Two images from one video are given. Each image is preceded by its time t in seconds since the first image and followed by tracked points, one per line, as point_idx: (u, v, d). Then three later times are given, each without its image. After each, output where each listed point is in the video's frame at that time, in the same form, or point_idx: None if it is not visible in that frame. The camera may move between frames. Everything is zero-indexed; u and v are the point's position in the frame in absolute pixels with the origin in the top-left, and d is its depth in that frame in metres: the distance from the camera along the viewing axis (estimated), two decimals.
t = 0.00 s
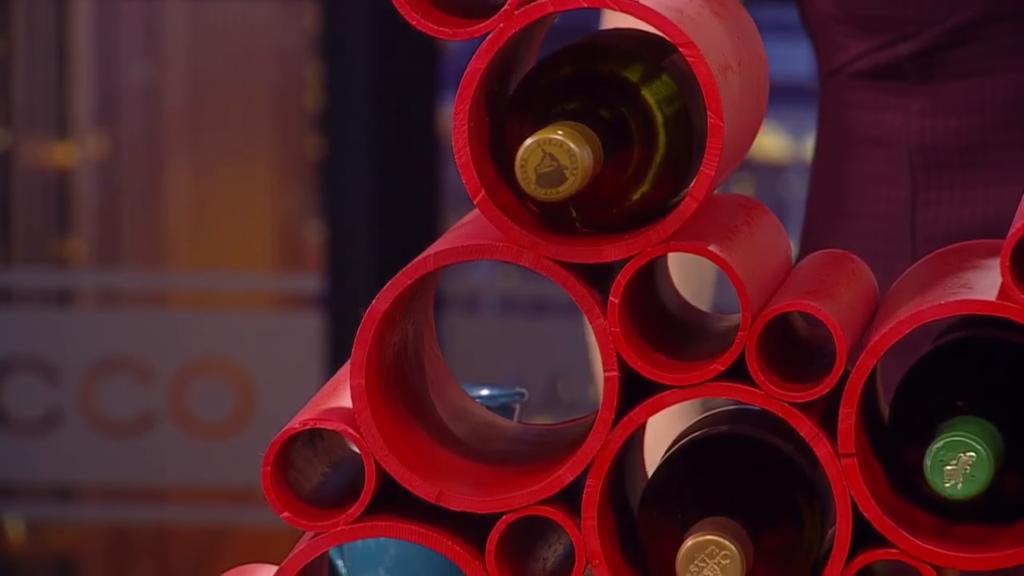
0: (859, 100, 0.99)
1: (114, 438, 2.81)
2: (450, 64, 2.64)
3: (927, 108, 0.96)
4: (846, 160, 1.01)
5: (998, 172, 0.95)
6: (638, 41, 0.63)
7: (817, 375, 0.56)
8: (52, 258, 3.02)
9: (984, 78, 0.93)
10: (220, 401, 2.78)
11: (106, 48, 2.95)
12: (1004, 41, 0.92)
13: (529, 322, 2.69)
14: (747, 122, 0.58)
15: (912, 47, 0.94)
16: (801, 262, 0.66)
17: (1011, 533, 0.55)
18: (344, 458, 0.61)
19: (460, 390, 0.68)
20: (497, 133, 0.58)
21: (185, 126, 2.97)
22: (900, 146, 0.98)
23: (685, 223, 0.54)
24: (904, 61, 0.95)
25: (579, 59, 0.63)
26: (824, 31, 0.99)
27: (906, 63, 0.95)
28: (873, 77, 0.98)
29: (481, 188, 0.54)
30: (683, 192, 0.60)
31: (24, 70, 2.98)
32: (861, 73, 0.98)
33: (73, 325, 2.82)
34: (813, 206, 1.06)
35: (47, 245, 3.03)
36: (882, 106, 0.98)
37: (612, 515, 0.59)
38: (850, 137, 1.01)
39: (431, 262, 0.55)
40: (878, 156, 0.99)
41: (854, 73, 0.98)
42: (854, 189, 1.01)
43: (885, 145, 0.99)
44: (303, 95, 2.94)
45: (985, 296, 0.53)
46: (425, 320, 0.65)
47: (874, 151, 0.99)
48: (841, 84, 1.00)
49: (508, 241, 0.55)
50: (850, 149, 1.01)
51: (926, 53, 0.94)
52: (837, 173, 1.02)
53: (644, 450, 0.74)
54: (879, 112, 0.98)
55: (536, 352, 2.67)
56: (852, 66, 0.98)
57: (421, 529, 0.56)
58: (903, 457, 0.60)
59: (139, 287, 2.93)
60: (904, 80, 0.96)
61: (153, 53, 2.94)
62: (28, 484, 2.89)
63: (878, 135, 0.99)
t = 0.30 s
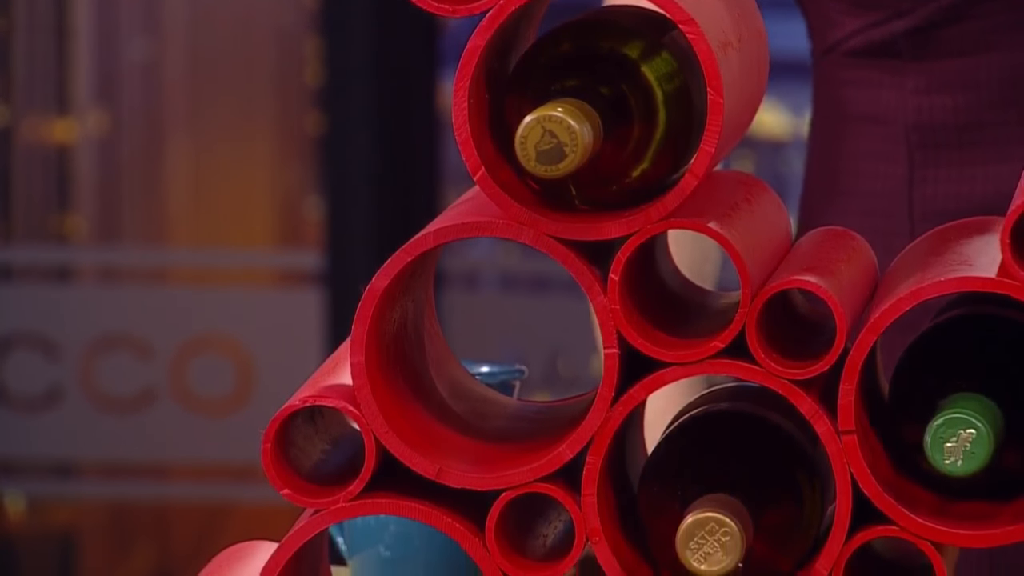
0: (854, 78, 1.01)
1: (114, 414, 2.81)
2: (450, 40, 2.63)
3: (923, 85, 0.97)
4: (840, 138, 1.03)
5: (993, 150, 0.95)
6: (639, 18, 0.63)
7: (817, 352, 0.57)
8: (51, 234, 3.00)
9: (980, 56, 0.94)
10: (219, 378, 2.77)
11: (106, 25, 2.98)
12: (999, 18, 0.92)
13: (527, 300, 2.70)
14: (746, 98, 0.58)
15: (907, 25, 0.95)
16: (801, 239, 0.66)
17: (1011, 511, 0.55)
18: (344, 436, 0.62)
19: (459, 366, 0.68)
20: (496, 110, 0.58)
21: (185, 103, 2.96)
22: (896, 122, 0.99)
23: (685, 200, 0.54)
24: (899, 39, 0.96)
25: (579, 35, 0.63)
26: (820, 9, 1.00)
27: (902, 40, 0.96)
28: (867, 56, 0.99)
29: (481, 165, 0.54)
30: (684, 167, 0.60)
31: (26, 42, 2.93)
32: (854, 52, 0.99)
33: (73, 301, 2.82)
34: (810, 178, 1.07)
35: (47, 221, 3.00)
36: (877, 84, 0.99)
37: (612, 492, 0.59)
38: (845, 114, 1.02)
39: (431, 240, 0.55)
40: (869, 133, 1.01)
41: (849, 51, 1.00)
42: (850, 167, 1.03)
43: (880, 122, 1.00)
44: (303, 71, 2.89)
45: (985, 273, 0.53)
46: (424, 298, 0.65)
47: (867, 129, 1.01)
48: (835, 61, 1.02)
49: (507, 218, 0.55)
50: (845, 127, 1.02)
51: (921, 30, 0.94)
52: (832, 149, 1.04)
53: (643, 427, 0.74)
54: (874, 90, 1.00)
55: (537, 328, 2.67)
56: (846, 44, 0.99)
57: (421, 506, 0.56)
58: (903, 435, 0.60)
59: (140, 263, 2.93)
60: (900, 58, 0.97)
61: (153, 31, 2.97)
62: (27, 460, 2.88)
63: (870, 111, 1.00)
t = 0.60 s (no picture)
0: (850, 56, 1.04)
1: (114, 391, 2.81)
2: (450, 17, 2.64)
3: (919, 63, 1.01)
4: (835, 116, 1.06)
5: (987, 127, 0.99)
6: None
7: (817, 328, 0.57)
8: (51, 211, 2.97)
9: (975, 33, 0.97)
10: (219, 354, 2.77)
11: None
12: None
13: (528, 278, 2.68)
14: (746, 74, 0.58)
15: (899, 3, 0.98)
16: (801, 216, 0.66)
17: (1011, 488, 0.55)
18: (343, 412, 0.62)
19: (459, 344, 0.68)
20: (496, 86, 0.58)
21: (184, 79, 2.94)
22: (891, 100, 1.03)
23: (685, 176, 0.54)
24: (893, 17, 1.00)
25: (579, 12, 0.63)
26: None
27: (895, 19, 1.00)
28: (863, 33, 1.02)
29: (480, 141, 0.54)
30: (684, 142, 0.59)
31: (26, 11, 2.94)
32: (851, 29, 1.03)
33: (74, 277, 2.82)
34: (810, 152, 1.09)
35: (47, 199, 2.98)
36: (873, 62, 1.03)
37: (612, 468, 0.59)
38: (835, 93, 1.06)
39: (431, 216, 0.55)
40: (863, 111, 1.05)
41: (846, 28, 1.03)
42: (845, 143, 1.06)
43: (874, 100, 1.04)
44: (303, 49, 2.93)
45: (985, 250, 0.53)
46: (424, 274, 0.65)
47: (857, 106, 1.05)
48: (832, 39, 1.04)
49: (508, 194, 0.55)
50: (838, 106, 1.06)
51: (915, 8, 0.98)
52: (828, 126, 1.06)
53: (643, 404, 0.74)
54: (870, 67, 1.03)
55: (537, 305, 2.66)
56: (843, 21, 1.02)
57: (420, 482, 0.56)
58: (903, 411, 0.60)
59: (139, 239, 2.90)
60: (892, 36, 1.02)
61: (153, 6, 2.98)
62: (26, 437, 2.87)
63: (866, 88, 1.04)
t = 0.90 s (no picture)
0: (851, 34, 1.06)
1: (115, 366, 2.81)
2: None
3: (918, 40, 1.04)
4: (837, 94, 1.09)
5: (986, 102, 1.02)
6: None
7: (817, 305, 0.57)
8: (51, 185, 2.99)
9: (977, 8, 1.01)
10: (219, 329, 2.77)
11: None
12: None
13: (527, 254, 2.61)
14: (747, 50, 0.58)
15: None
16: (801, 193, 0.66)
17: (1011, 464, 0.55)
18: (344, 388, 0.62)
19: (459, 320, 0.68)
20: (497, 63, 0.58)
21: (185, 54, 2.91)
22: (890, 79, 1.05)
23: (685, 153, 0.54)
24: None
25: None
26: None
27: None
28: (864, 9, 1.05)
29: (481, 118, 0.54)
30: (684, 119, 0.59)
31: None
32: (853, 7, 1.05)
33: (73, 253, 2.82)
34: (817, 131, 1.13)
35: (46, 173, 2.99)
36: (875, 38, 1.05)
37: (612, 444, 0.60)
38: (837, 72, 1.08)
39: (431, 192, 0.55)
40: (863, 88, 1.07)
41: (847, 6, 1.05)
42: (848, 124, 1.08)
43: (874, 78, 1.06)
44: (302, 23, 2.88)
45: (985, 226, 0.53)
46: (425, 251, 0.65)
47: (858, 86, 1.07)
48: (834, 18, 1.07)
49: (507, 171, 0.55)
50: (840, 85, 1.08)
51: None
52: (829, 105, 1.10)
53: (644, 380, 0.74)
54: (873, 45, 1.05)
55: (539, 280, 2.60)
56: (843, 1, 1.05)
57: (421, 459, 0.56)
58: (903, 387, 0.60)
59: (140, 216, 2.90)
60: (893, 11, 1.04)
61: None
62: (27, 414, 2.89)
63: (868, 68, 1.06)
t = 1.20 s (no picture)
0: None
1: (115, 343, 2.81)
2: None
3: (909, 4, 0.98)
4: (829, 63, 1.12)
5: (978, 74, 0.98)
6: None
7: (817, 282, 0.57)
8: (51, 162, 2.95)
9: None
10: (220, 304, 2.75)
11: None
12: None
13: (526, 232, 2.59)
14: (746, 27, 0.57)
15: None
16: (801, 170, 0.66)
17: (1011, 441, 0.55)
18: (344, 365, 0.62)
19: (460, 297, 0.68)
20: (497, 41, 0.57)
21: (185, 30, 2.93)
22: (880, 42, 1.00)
23: (685, 130, 0.54)
24: None
25: None
26: None
27: None
28: None
29: (481, 95, 0.54)
30: (685, 97, 0.59)
31: None
32: None
33: (73, 231, 2.80)
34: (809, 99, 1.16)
35: (46, 150, 2.96)
36: None
37: (612, 422, 0.60)
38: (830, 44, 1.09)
39: (431, 169, 0.55)
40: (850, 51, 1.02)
41: None
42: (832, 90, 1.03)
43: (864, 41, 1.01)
44: None
45: (985, 203, 0.53)
46: (424, 228, 0.65)
47: (847, 50, 1.02)
48: None
49: (507, 148, 0.55)
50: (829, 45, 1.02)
51: None
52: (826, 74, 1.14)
53: (643, 358, 0.74)
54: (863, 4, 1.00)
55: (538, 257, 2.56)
56: None
57: (421, 436, 0.56)
58: (902, 364, 0.60)
59: (139, 193, 2.88)
60: None
61: None
62: (27, 390, 2.88)
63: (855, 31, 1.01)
